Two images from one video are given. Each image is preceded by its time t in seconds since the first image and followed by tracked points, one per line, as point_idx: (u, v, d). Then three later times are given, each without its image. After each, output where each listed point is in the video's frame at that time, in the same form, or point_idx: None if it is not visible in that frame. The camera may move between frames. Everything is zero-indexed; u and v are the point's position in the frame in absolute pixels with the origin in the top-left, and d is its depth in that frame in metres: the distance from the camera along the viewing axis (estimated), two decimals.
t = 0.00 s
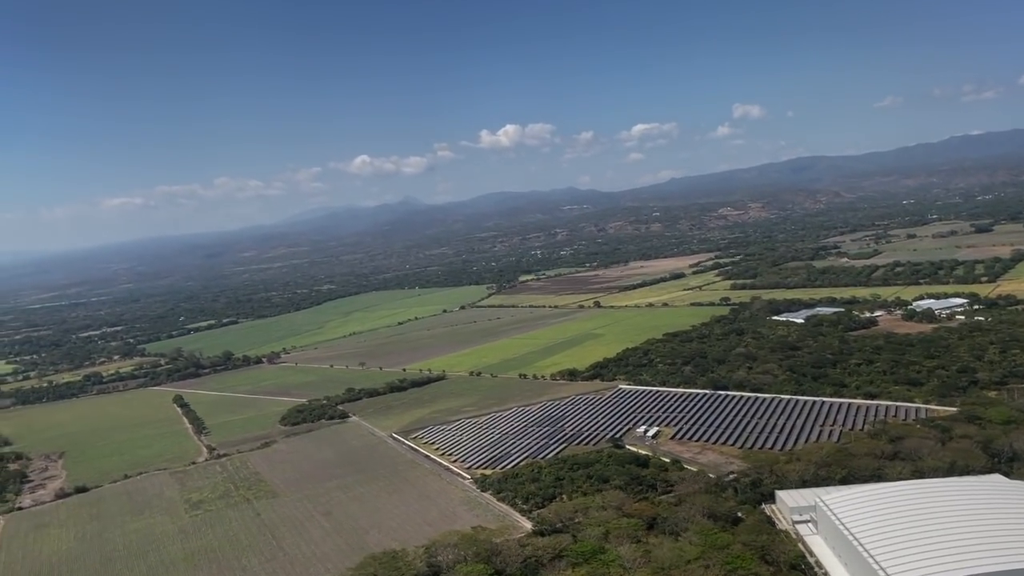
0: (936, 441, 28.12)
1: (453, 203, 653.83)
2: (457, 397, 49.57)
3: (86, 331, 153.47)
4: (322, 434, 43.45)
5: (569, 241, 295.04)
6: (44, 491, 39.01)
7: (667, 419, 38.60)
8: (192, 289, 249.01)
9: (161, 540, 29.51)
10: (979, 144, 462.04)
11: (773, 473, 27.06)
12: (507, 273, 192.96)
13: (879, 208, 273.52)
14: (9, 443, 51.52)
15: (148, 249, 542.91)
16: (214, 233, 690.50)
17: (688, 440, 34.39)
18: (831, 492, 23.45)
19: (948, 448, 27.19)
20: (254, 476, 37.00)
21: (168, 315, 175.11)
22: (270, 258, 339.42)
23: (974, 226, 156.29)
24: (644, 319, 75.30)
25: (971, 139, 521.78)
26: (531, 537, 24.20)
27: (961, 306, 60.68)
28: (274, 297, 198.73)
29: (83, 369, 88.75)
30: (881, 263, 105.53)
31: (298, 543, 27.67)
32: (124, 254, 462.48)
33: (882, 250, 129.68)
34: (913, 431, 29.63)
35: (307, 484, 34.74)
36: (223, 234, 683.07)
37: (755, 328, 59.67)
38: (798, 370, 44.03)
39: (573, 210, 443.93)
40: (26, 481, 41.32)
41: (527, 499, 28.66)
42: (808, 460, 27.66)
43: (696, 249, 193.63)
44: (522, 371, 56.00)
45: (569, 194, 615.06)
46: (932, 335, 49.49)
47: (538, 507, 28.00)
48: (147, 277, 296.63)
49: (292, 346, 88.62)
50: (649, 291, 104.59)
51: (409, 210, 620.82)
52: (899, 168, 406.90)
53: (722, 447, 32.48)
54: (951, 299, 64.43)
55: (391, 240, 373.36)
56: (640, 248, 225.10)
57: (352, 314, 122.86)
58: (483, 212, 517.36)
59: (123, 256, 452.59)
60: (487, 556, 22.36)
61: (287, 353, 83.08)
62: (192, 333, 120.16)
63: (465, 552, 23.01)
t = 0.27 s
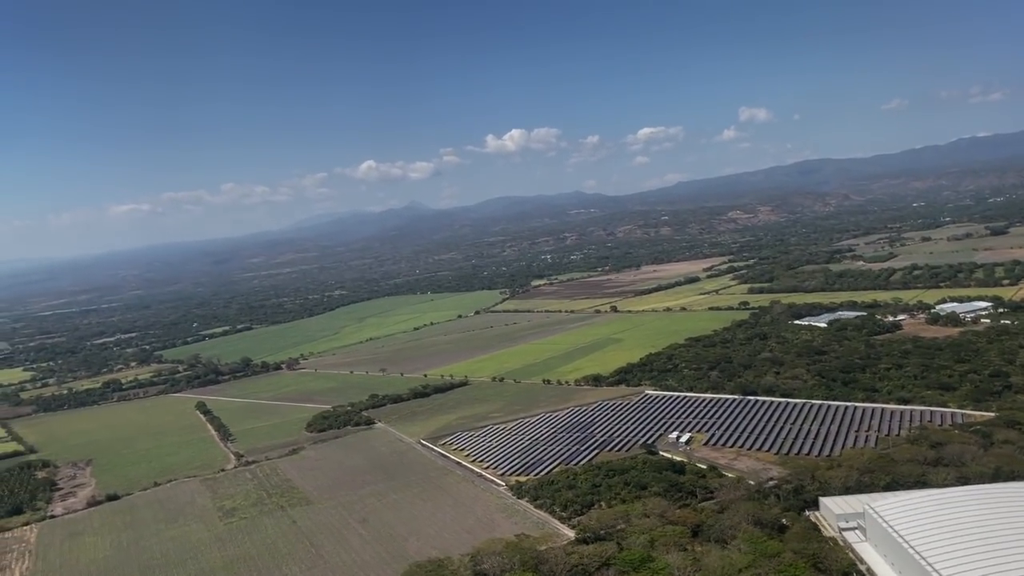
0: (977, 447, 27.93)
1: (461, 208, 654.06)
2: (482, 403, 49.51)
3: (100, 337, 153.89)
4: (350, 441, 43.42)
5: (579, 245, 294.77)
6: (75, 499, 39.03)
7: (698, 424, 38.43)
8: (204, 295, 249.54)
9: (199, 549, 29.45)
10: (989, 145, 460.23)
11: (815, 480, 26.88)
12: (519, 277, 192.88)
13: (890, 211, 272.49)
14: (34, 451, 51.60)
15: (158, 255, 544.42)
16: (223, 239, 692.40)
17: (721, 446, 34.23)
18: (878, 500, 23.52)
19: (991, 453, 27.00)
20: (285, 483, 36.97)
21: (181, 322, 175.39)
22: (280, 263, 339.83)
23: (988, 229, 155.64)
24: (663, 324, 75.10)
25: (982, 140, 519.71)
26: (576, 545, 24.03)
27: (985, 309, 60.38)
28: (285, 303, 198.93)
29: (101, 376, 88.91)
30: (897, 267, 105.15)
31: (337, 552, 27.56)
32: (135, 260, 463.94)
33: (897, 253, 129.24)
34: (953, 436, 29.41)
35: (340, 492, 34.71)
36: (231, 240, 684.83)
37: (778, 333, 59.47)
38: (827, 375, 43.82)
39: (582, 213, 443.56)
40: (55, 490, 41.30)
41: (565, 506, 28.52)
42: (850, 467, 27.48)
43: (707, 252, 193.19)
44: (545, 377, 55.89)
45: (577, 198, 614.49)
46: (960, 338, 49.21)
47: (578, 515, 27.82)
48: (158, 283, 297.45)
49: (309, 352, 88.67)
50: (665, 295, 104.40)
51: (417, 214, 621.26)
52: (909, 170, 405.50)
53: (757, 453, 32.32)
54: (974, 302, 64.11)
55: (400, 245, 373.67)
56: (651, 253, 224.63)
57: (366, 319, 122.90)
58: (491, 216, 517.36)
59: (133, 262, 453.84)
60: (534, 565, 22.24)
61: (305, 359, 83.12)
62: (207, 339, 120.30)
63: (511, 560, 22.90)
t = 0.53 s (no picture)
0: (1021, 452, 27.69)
1: (470, 212, 654.54)
2: (508, 408, 49.45)
3: (115, 342, 154.35)
4: (378, 447, 43.39)
5: (590, 248, 294.48)
6: (106, 505, 39.11)
7: (729, 429, 38.26)
8: (215, 299, 250.13)
9: (236, 556, 29.42)
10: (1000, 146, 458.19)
11: (858, 486, 26.67)
12: (531, 281, 192.81)
13: (901, 213, 271.46)
14: (61, 457, 51.73)
15: (168, 260, 546.14)
16: (232, 243, 694.33)
17: (755, 451, 34.07)
18: (928, 507, 23.32)
19: None
20: (317, 489, 36.93)
21: (195, 326, 175.88)
22: (289, 267, 340.44)
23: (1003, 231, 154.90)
24: (682, 328, 74.92)
25: (992, 140, 517.16)
26: (620, 552, 23.94)
27: (1010, 312, 60.00)
28: (297, 307, 199.25)
29: (120, 381, 89.17)
30: (914, 269, 104.71)
31: (376, 558, 27.52)
32: (145, 265, 465.48)
33: (913, 255, 128.70)
34: (994, 441, 29.18)
35: (373, 497, 34.66)
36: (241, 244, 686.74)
37: (801, 336, 59.24)
38: (857, 379, 43.59)
39: (591, 216, 443.18)
40: (85, 496, 41.39)
41: (604, 512, 28.39)
42: (892, 472, 27.28)
43: (720, 255, 192.82)
44: (569, 381, 55.76)
45: (585, 201, 613.67)
46: (988, 342, 48.90)
47: (618, 521, 27.68)
48: (169, 288, 298.30)
49: (327, 357, 88.74)
50: (682, 298, 104.18)
51: (426, 218, 621.86)
52: (919, 171, 404.14)
53: (793, 459, 32.14)
54: (997, 305, 63.74)
55: (410, 248, 374.02)
56: (663, 256, 224.26)
57: (381, 324, 123.00)
58: (500, 219, 517.43)
59: (143, 267, 455.24)
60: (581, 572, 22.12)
61: (324, 363, 83.21)
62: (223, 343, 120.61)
63: (557, 567, 22.79)
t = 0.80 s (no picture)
0: None
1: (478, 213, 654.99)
2: (534, 411, 49.39)
3: (130, 345, 154.85)
4: (406, 449, 43.41)
5: (600, 250, 294.21)
6: (137, 508, 39.22)
7: (761, 431, 38.14)
8: (227, 301, 250.84)
9: (274, 560, 29.45)
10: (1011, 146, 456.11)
11: (901, 490, 26.53)
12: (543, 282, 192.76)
13: (913, 213, 270.37)
14: (87, 460, 51.92)
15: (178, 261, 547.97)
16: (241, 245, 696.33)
17: (790, 454, 33.93)
18: (976, 511, 23.19)
19: None
20: (349, 492, 36.94)
21: (208, 328, 176.43)
22: (300, 269, 341.11)
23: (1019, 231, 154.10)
24: (702, 329, 74.76)
25: (1004, 139, 514.41)
26: (664, 556, 23.85)
27: None
28: (310, 309, 199.62)
29: (138, 383, 89.35)
30: (932, 270, 104.27)
31: (415, 562, 27.50)
32: (155, 266, 467.14)
33: (928, 256, 128.17)
34: None
35: (406, 500, 34.65)
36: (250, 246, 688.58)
37: (825, 338, 59.02)
38: (886, 381, 43.40)
39: (600, 217, 442.89)
40: (115, 499, 41.52)
41: (643, 516, 28.29)
42: (934, 476, 27.12)
43: (732, 256, 192.45)
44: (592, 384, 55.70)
45: (593, 202, 612.84)
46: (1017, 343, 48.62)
47: (658, 525, 27.61)
48: (180, 290, 299.21)
49: (345, 359, 88.88)
50: (698, 300, 103.98)
51: (434, 219, 622.38)
52: (930, 171, 402.55)
53: (829, 462, 31.99)
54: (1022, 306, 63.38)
55: (420, 250, 374.32)
56: (675, 257, 223.90)
57: (396, 325, 123.16)
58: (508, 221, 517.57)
59: (153, 269, 456.79)
60: None
61: (342, 366, 83.32)
62: (238, 346, 120.91)
63: (603, 571, 22.72)
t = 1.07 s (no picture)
0: None
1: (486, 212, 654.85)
2: (560, 411, 49.33)
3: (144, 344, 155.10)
4: (434, 449, 43.42)
5: (610, 249, 293.67)
6: (168, 508, 39.35)
7: (793, 432, 37.99)
8: (238, 301, 251.22)
9: (312, 560, 29.51)
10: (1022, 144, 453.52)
11: (944, 492, 26.41)
12: (555, 281, 192.54)
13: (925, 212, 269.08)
14: (113, 460, 52.08)
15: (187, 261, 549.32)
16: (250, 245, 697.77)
17: (825, 455, 33.81)
18: None
19: None
20: (380, 492, 36.97)
21: (221, 328, 176.77)
22: (309, 268, 341.36)
23: None
24: (722, 329, 74.58)
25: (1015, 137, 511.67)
26: (710, 558, 23.78)
27: None
28: (321, 309, 199.85)
29: (157, 383, 89.57)
30: (950, 269, 103.74)
31: (455, 562, 27.51)
32: (165, 266, 468.24)
33: (944, 255, 127.51)
34: None
35: (439, 500, 34.69)
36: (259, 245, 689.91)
37: (849, 338, 58.78)
38: (915, 381, 43.20)
39: (609, 216, 442.00)
40: (145, 498, 41.66)
41: (682, 517, 28.24)
42: (977, 477, 26.97)
43: (744, 256, 191.89)
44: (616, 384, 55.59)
45: (602, 201, 611.98)
46: None
47: (697, 527, 27.56)
48: (191, 289, 299.84)
49: (362, 358, 88.91)
50: (714, 299, 103.75)
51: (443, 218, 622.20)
52: (941, 169, 400.52)
53: (865, 463, 31.86)
54: None
55: (428, 249, 374.27)
56: (686, 256, 223.30)
57: (410, 325, 123.22)
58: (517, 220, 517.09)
59: (162, 268, 457.85)
60: None
61: (360, 365, 83.36)
62: (253, 345, 121.11)
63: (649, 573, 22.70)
